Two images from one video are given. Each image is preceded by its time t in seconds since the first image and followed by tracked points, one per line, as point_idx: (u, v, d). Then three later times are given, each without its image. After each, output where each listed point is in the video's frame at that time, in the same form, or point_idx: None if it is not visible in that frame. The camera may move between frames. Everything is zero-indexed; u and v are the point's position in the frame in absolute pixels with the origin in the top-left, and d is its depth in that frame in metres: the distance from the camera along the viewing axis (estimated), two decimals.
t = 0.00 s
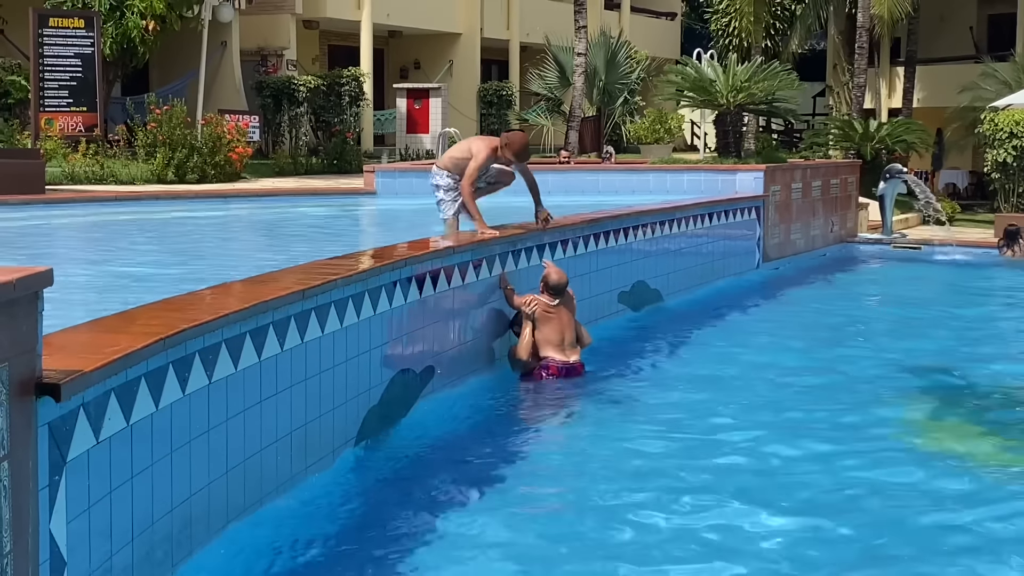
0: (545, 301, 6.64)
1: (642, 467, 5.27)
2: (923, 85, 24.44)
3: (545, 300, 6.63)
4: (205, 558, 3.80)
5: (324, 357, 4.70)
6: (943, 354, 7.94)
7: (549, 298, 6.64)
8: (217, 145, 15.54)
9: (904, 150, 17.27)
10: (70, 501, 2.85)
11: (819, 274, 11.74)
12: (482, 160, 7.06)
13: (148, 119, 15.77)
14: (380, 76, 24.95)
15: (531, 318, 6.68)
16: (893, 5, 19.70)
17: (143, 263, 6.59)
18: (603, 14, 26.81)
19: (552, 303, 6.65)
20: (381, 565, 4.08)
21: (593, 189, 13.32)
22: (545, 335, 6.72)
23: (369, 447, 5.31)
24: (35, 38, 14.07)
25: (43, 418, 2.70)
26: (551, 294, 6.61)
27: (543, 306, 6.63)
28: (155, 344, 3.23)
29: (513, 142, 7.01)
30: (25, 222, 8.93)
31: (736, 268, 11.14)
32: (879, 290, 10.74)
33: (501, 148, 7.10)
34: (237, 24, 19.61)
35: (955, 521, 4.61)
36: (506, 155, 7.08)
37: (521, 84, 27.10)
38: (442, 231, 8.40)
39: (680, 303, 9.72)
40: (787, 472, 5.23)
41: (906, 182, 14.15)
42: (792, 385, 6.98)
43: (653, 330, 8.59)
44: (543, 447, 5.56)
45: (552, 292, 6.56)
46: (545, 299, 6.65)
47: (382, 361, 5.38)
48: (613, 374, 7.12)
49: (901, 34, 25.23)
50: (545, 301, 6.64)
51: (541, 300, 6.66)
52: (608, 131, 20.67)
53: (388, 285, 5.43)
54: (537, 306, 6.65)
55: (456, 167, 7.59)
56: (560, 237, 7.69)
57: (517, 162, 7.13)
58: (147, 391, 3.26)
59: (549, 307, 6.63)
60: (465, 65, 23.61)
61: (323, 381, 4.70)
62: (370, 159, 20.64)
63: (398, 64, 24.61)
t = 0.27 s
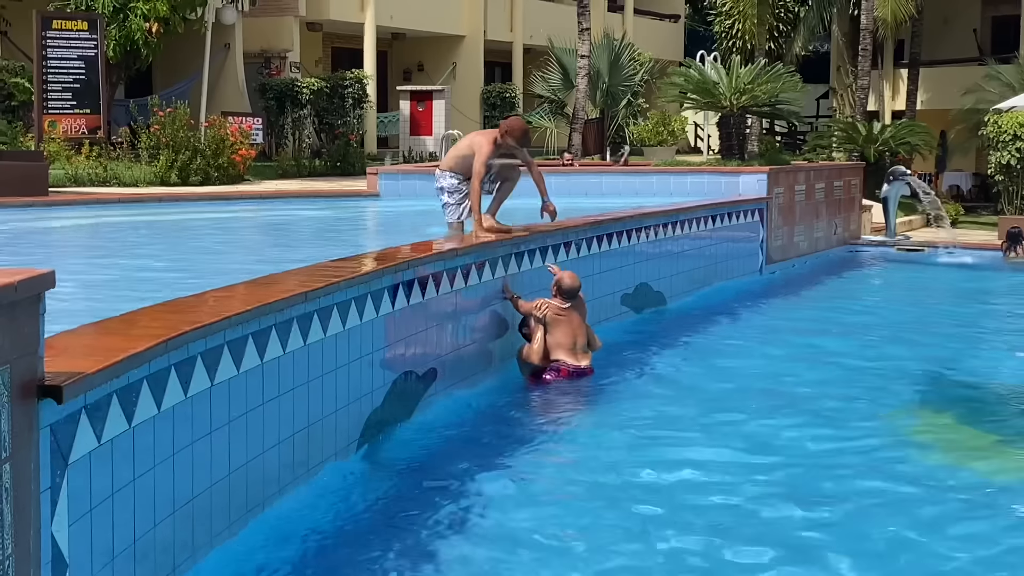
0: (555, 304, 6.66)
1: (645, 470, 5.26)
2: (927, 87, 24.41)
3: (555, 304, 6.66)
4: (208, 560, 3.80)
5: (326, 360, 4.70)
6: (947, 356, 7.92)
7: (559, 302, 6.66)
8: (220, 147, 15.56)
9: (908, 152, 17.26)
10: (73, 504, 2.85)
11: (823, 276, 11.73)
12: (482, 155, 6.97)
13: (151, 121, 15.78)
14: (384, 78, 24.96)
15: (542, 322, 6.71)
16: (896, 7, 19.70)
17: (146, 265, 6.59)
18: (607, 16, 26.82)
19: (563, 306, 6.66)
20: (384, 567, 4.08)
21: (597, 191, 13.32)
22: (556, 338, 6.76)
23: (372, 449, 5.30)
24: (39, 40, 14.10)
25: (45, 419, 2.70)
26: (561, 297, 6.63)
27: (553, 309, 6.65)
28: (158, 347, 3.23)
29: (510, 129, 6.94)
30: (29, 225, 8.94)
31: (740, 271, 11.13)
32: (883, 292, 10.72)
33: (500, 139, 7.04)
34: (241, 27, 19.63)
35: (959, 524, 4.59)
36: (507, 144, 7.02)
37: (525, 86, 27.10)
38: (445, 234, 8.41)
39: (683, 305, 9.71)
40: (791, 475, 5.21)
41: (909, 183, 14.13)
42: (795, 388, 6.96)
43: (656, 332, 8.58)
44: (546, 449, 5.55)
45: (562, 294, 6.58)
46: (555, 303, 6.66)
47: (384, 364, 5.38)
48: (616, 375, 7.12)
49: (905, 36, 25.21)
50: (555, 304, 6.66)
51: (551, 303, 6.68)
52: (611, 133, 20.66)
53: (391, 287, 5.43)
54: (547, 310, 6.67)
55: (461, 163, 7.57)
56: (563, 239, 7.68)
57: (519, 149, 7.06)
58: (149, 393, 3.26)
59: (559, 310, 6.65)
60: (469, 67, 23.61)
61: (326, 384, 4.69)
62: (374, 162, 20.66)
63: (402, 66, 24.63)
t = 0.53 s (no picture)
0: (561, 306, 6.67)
1: (651, 472, 5.25)
2: (931, 89, 24.39)
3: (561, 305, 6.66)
4: (211, 562, 3.79)
5: (329, 362, 4.70)
6: (950, 357, 7.91)
7: (565, 303, 6.67)
8: (224, 149, 15.56)
9: (912, 153, 17.24)
10: (75, 505, 2.85)
11: (827, 278, 11.72)
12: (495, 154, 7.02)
13: (155, 123, 15.80)
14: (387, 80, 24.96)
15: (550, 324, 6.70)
16: (900, 8, 19.66)
17: (150, 266, 6.58)
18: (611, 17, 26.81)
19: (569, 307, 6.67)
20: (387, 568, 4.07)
21: (600, 192, 13.29)
22: (565, 341, 6.75)
23: (375, 451, 5.29)
24: (43, 42, 14.11)
25: (48, 421, 2.69)
26: (567, 298, 6.64)
27: (560, 311, 6.66)
28: (161, 348, 3.23)
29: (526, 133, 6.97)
30: (33, 226, 8.94)
31: (743, 272, 11.12)
32: (887, 293, 10.71)
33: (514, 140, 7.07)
34: (244, 29, 19.64)
35: (962, 525, 4.58)
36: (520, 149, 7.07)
37: (528, 87, 27.09)
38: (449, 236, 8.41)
39: (686, 307, 9.70)
40: (797, 477, 5.20)
41: (913, 185, 14.11)
42: (799, 389, 6.94)
43: (660, 334, 8.57)
44: (549, 451, 5.54)
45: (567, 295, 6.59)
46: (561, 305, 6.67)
47: (388, 365, 5.38)
48: (620, 377, 7.11)
49: (909, 38, 25.19)
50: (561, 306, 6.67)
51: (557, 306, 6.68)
52: (615, 134, 20.63)
53: (394, 289, 5.42)
54: (554, 313, 6.66)
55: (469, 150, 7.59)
56: (567, 241, 7.68)
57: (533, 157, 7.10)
58: (152, 394, 3.26)
59: (566, 311, 6.67)
60: (472, 69, 23.61)
61: (328, 385, 4.69)
62: (378, 163, 20.67)
63: (405, 68, 24.64)
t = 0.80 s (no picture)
0: (568, 314, 6.61)
1: (657, 473, 5.24)
2: (936, 90, 24.34)
3: (569, 313, 6.61)
4: (216, 562, 3.79)
5: (334, 363, 4.70)
6: (955, 358, 7.90)
7: (573, 311, 6.61)
8: (229, 150, 15.57)
9: (917, 154, 17.21)
10: (81, 506, 2.85)
11: (832, 279, 11.69)
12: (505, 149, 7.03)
13: (160, 124, 15.81)
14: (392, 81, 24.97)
15: (559, 331, 6.68)
16: (905, 9, 19.63)
17: (155, 267, 6.58)
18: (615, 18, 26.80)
19: (576, 314, 6.62)
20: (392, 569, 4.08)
21: (605, 194, 13.29)
22: (575, 347, 6.73)
23: (380, 452, 5.29)
24: (48, 43, 14.13)
25: (53, 422, 2.70)
26: (574, 307, 6.58)
27: (567, 318, 6.61)
28: (166, 349, 3.23)
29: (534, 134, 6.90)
30: (38, 228, 8.95)
31: (748, 274, 11.11)
32: (892, 294, 10.68)
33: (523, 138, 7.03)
34: (249, 30, 19.66)
35: (969, 527, 4.57)
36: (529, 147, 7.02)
37: (533, 89, 27.10)
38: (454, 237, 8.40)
39: (691, 308, 9.69)
40: (803, 478, 5.20)
41: (918, 185, 14.08)
42: (804, 390, 6.93)
43: (665, 335, 8.56)
44: (554, 452, 5.53)
45: (574, 303, 6.53)
46: (568, 312, 6.61)
47: (392, 366, 5.38)
48: (624, 378, 7.10)
49: (914, 38, 25.16)
50: (569, 314, 6.62)
51: (565, 313, 6.63)
52: (619, 135, 20.61)
53: (400, 289, 5.42)
54: (562, 320, 6.62)
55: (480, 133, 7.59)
56: (572, 243, 7.67)
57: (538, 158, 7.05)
58: (157, 395, 3.25)
59: (574, 318, 6.62)
60: (477, 70, 23.61)
61: (333, 386, 4.69)
62: (382, 165, 20.67)
63: (410, 69, 24.65)
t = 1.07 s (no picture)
0: (577, 319, 6.65)
1: (663, 473, 5.24)
2: (942, 90, 24.32)
3: (577, 318, 6.64)
4: (222, 563, 3.80)
5: (340, 363, 4.70)
6: (962, 358, 7.88)
7: (581, 316, 6.65)
8: (235, 151, 15.59)
9: (923, 154, 17.19)
10: (87, 507, 2.86)
11: (837, 279, 11.68)
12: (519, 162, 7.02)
13: (166, 125, 15.83)
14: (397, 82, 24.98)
15: (568, 335, 6.72)
16: (911, 9, 19.60)
17: (162, 268, 6.60)
18: (620, 18, 26.80)
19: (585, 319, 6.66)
20: (397, 568, 4.08)
21: (610, 195, 13.29)
22: (584, 351, 6.77)
23: (385, 451, 5.30)
24: (54, 45, 14.14)
25: (59, 422, 2.70)
26: (583, 312, 6.61)
27: (576, 323, 6.65)
28: (172, 350, 3.24)
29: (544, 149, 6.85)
30: (44, 228, 8.97)
31: (754, 274, 11.10)
32: (898, 295, 10.66)
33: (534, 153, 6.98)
34: (255, 31, 19.68)
35: (977, 526, 4.56)
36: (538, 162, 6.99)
37: (538, 90, 27.10)
38: (459, 239, 8.39)
39: (697, 308, 9.68)
40: (809, 478, 5.19)
41: (924, 185, 14.06)
42: (810, 390, 6.93)
43: (671, 336, 8.56)
44: (559, 452, 5.54)
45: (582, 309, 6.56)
46: (576, 317, 6.65)
47: (398, 367, 5.38)
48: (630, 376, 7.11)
49: (920, 39, 25.13)
50: (577, 318, 6.65)
51: (573, 318, 6.66)
52: (625, 136, 20.59)
53: (404, 290, 5.42)
54: (572, 324, 6.66)
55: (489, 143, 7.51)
56: (577, 243, 7.67)
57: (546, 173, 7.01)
58: (163, 396, 3.26)
59: (582, 322, 6.66)
60: (482, 71, 23.60)
61: (339, 387, 4.69)
62: (388, 165, 20.69)
63: (415, 70, 24.66)
